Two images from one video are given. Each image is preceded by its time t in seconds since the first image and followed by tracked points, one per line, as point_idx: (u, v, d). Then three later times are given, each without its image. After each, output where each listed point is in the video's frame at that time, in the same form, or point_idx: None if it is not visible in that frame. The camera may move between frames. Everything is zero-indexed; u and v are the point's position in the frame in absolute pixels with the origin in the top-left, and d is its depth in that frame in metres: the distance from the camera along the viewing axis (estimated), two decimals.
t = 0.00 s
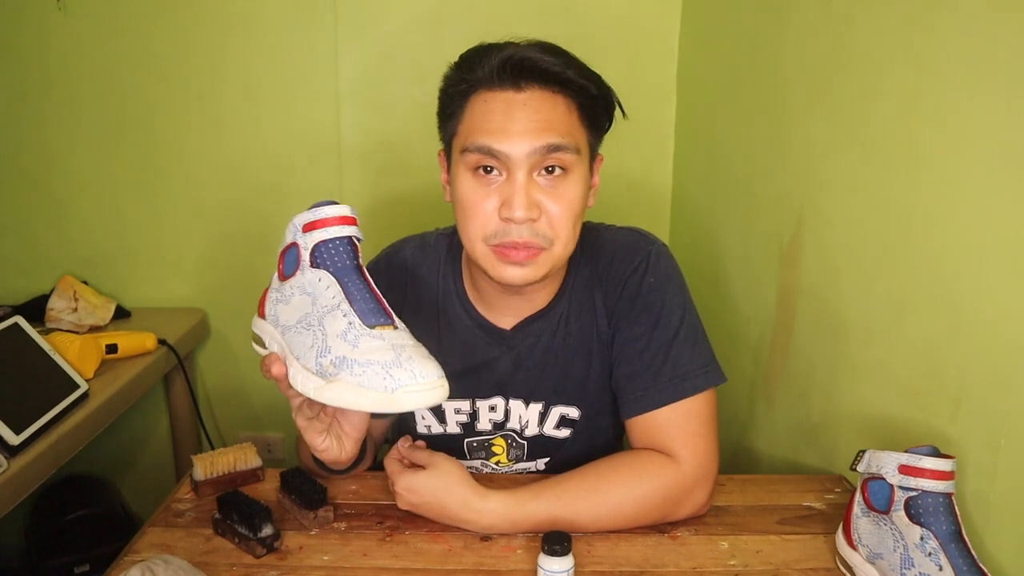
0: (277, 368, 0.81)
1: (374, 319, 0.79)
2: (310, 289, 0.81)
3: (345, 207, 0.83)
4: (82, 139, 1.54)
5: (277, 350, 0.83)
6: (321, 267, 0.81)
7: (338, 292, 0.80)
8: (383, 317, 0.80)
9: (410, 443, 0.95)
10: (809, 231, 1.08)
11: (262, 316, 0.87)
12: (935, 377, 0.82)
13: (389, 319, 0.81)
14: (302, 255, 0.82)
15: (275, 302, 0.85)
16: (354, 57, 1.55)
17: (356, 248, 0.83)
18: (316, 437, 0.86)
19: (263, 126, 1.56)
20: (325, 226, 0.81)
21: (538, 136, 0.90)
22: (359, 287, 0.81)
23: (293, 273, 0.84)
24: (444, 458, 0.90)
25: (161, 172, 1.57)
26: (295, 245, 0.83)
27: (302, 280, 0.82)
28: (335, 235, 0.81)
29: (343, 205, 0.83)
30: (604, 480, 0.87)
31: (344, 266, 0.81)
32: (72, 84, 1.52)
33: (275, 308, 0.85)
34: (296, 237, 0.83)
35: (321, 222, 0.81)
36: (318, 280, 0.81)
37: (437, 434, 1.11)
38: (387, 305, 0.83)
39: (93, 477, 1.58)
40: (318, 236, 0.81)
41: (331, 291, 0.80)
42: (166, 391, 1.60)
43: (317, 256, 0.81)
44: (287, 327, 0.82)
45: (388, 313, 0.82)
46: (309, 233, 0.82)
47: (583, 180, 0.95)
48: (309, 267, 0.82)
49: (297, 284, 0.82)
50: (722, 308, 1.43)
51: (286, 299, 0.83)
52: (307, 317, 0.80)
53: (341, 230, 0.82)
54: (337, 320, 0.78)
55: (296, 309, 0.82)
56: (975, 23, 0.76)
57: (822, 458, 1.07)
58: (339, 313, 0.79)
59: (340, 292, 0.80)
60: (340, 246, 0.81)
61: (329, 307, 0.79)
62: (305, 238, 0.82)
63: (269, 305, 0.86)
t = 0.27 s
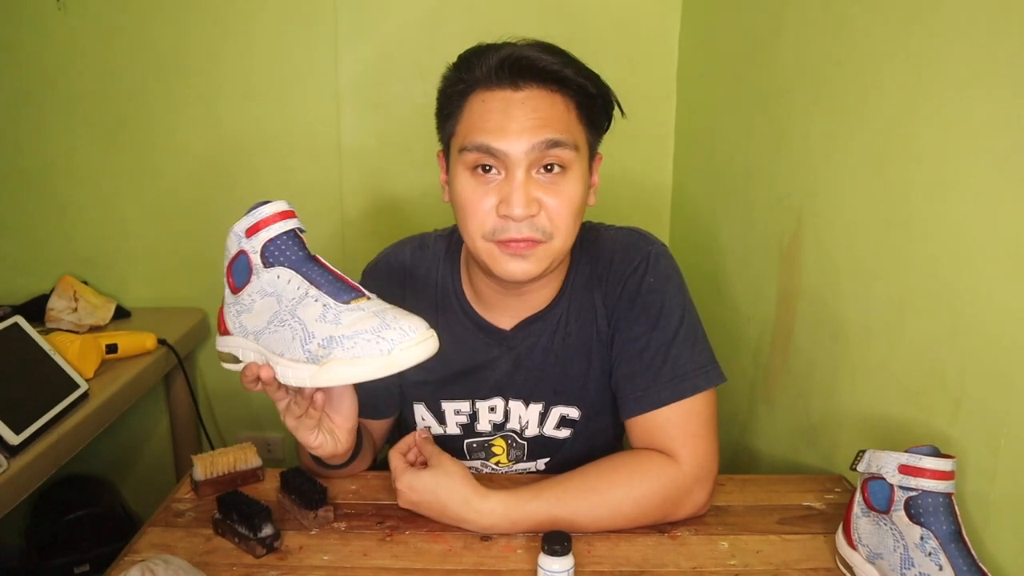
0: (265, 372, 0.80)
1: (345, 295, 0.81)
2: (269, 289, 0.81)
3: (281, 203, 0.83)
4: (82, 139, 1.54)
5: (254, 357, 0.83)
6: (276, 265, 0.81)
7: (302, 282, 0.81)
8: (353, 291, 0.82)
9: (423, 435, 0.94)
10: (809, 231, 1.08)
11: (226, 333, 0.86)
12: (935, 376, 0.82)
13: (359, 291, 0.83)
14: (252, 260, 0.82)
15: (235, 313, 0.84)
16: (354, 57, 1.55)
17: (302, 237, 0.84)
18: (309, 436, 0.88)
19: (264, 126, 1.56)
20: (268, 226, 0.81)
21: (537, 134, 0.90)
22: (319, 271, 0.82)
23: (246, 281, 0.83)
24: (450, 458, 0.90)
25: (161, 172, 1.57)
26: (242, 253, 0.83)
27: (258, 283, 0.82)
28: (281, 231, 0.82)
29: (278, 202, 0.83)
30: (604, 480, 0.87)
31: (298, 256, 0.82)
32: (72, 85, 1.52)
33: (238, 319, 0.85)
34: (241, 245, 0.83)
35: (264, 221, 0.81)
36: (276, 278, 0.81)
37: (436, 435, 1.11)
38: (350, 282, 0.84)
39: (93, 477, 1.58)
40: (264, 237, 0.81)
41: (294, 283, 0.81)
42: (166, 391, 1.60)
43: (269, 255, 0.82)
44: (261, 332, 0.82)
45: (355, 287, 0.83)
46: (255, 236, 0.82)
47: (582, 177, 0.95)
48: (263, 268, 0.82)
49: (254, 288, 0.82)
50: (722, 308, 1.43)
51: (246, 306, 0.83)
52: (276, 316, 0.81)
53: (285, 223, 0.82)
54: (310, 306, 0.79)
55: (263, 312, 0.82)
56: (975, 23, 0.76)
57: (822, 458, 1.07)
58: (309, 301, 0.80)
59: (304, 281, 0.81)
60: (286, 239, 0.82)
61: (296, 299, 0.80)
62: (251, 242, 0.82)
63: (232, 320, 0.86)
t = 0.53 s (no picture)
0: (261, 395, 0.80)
1: (330, 316, 0.80)
2: (251, 311, 0.80)
3: (251, 220, 0.80)
4: (82, 139, 1.54)
5: (243, 379, 0.83)
6: (254, 286, 0.80)
7: (284, 304, 0.80)
8: (338, 310, 0.81)
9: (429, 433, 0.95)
10: (809, 231, 1.08)
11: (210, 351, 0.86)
12: (935, 376, 0.82)
13: (344, 308, 0.82)
14: (228, 282, 0.80)
15: (218, 334, 0.84)
16: (354, 57, 1.55)
17: (278, 253, 0.82)
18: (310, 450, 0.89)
19: (264, 125, 1.56)
20: (242, 246, 0.79)
21: (513, 136, 0.90)
22: (299, 290, 0.81)
23: (224, 302, 0.82)
24: (452, 456, 0.90)
25: (161, 172, 1.57)
26: (217, 274, 0.81)
27: (238, 305, 0.80)
28: (255, 250, 0.79)
29: (249, 219, 0.80)
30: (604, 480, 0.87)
31: (275, 275, 0.80)
32: (73, 85, 1.52)
33: (221, 340, 0.84)
34: (215, 265, 0.80)
35: (237, 243, 0.79)
36: (256, 299, 0.80)
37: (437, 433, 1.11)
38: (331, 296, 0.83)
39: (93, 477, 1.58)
40: (238, 258, 0.79)
41: (275, 305, 0.80)
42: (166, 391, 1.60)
43: (246, 276, 0.80)
44: (247, 355, 0.82)
45: (340, 303, 0.82)
46: (229, 258, 0.79)
47: (565, 178, 0.94)
48: (242, 290, 0.80)
49: (234, 310, 0.81)
50: (722, 308, 1.43)
51: (229, 327, 0.82)
52: (262, 339, 0.80)
53: (259, 241, 0.80)
54: (295, 331, 0.79)
55: (246, 335, 0.81)
56: (975, 23, 0.76)
57: (823, 457, 1.07)
58: (293, 326, 0.79)
59: (286, 303, 0.80)
60: (264, 257, 0.80)
61: (280, 324, 0.80)
62: (225, 264, 0.80)
63: (213, 338, 0.85)
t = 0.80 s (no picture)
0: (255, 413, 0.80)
1: (318, 332, 0.79)
2: (239, 328, 0.80)
3: (233, 234, 0.79)
4: (81, 139, 1.54)
5: (237, 395, 0.83)
6: (240, 302, 0.79)
7: (272, 320, 0.79)
8: (327, 325, 0.80)
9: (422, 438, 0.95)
10: (809, 231, 1.08)
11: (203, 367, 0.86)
12: (935, 376, 0.82)
13: (333, 322, 0.81)
14: (214, 299, 0.79)
15: (209, 350, 0.83)
16: (353, 57, 1.55)
17: (263, 266, 0.81)
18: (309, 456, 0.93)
19: (264, 125, 1.56)
20: (225, 263, 0.78)
21: (503, 134, 0.90)
22: (285, 305, 0.80)
23: (211, 319, 0.81)
24: (452, 456, 0.90)
25: (161, 172, 1.57)
26: (202, 291, 0.80)
27: (225, 322, 0.80)
28: (238, 265, 0.78)
29: (230, 233, 0.79)
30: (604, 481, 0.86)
31: (260, 290, 0.79)
32: (73, 85, 1.52)
33: (212, 356, 0.83)
34: (199, 282, 0.80)
35: (220, 261, 0.78)
36: (243, 316, 0.79)
37: (437, 432, 1.11)
38: (319, 309, 0.82)
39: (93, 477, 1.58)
40: (222, 275, 0.78)
41: (262, 322, 0.79)
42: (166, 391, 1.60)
43: (231, 292, 0.79)
44: (239, 373, 0.81)
45: (329, 317, 0.81)
46: (212, 275, 0.78)
47: (558, 175, 0.93)
48: (227, 306, 0.79)
49: (222, 327, 0.80)
50: (722, 308, 1.43)
51: (218, 344, 0.82)
52: (252, 357, 0.80)
53: (242, 256, 0.79)
54: (284, 349, 0.78)
55: (236, 352, 0.81)
56: (975, 23, 0.76)
57: (823, 457, 1.07)
58: (281, 344, 0.78)
59: (273, 319, 0.79)
60: (248, 272, 0.79)
61: (268, 341, 0.79)
62: (209, 281, 0.79)
63: (205, 354, 0.84)
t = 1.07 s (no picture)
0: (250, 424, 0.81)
1: (304, 343, 0.78)
2: (226, 340, 0.79)
3: (213, 246, 0.78)
4: (81, 139, 1.54)
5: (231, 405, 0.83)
6: (225, 315, 0.78)
7: (257, 332, 0.78)
8: (313, 334, 0.79)
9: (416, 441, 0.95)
10: (809, 231, 1.08)
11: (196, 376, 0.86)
12: (935, 376, 0.82)
13: (319, 330, 0.80)
14: (200, 312, 0.79)
15: (201, 360, 0.83)
16: (353, 57, 1.55)
17: (247, 277, 0.80)
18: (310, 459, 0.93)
19: (264, 126, 1.56)
20: (207, 277, 0.77)
21: (501, 110, 0.92)
22: (270, 315, 0.79)
23: (200, 331, 0.81)
24: (450, 459, 0.90)
25: (161, 172, 1.57)
26: (187, 305, 0.79)
27: (213, 334, 0.79)
28: (220, 278, 0.77)
29: (209, 246, 0.77)
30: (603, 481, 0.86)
31: (244, 301, 0.78)
32: (72, 85, 1.52)
33: (205, 366, 0.83)
34: (183, 296, 0.79)
35: (203, 275, 0.77)
36: (230, 328, 0.78)
37: (437, 432, 1.11)
38: (306, 318, 0.81)
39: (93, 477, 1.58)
40: (204, 289, 0.77)
41: (249, 335, 0.78)
42: (166, 391, 1.60)
43: (215, 305, 0.78)
44: (230, 384, 0.81)
45: (316, 326, 0.80)
46: (194, 289, 0.77)
47: (553, 157, 0.94)
48: (213, 319, 0.79)
49: (211, 339, 0.80)
50: (722, 308, 1.43)
51: (209, 355, 0.82)
52: (241, 369, 0.80)
53: (223, 269, 0.78)
54: (272, 362, 0.78)
55: (225, 364, 0.81)
56: (975, 23, 0.76)
57: (823, 457, 1.07)
58: (269, 357, 0.78)
59: (258, 331, 0.78)
60: (232, 285, 0.78)
61: (255, 353, 0.78)
62: (192, 295, 0.78)
63: (197, 364, 0.84)
